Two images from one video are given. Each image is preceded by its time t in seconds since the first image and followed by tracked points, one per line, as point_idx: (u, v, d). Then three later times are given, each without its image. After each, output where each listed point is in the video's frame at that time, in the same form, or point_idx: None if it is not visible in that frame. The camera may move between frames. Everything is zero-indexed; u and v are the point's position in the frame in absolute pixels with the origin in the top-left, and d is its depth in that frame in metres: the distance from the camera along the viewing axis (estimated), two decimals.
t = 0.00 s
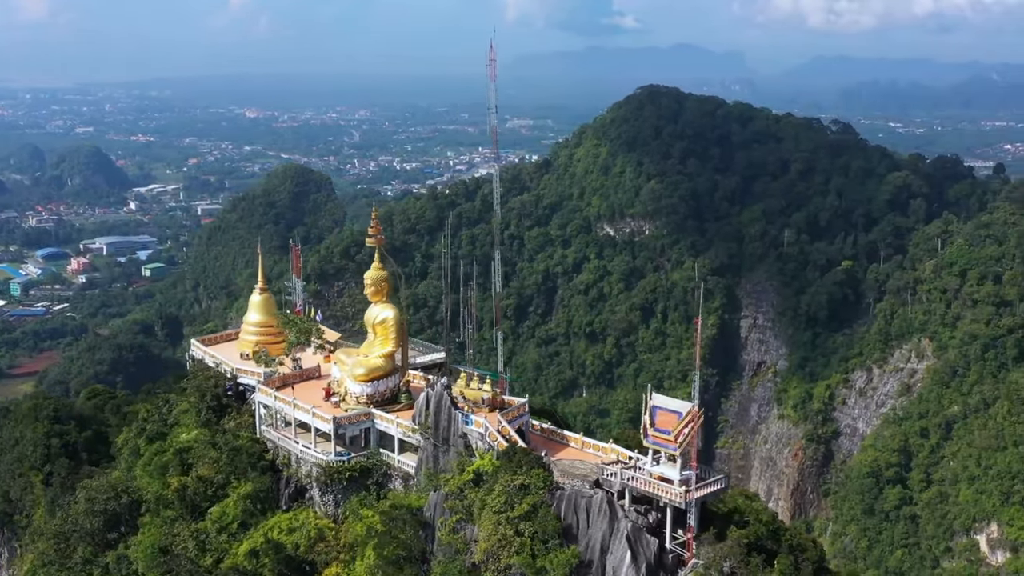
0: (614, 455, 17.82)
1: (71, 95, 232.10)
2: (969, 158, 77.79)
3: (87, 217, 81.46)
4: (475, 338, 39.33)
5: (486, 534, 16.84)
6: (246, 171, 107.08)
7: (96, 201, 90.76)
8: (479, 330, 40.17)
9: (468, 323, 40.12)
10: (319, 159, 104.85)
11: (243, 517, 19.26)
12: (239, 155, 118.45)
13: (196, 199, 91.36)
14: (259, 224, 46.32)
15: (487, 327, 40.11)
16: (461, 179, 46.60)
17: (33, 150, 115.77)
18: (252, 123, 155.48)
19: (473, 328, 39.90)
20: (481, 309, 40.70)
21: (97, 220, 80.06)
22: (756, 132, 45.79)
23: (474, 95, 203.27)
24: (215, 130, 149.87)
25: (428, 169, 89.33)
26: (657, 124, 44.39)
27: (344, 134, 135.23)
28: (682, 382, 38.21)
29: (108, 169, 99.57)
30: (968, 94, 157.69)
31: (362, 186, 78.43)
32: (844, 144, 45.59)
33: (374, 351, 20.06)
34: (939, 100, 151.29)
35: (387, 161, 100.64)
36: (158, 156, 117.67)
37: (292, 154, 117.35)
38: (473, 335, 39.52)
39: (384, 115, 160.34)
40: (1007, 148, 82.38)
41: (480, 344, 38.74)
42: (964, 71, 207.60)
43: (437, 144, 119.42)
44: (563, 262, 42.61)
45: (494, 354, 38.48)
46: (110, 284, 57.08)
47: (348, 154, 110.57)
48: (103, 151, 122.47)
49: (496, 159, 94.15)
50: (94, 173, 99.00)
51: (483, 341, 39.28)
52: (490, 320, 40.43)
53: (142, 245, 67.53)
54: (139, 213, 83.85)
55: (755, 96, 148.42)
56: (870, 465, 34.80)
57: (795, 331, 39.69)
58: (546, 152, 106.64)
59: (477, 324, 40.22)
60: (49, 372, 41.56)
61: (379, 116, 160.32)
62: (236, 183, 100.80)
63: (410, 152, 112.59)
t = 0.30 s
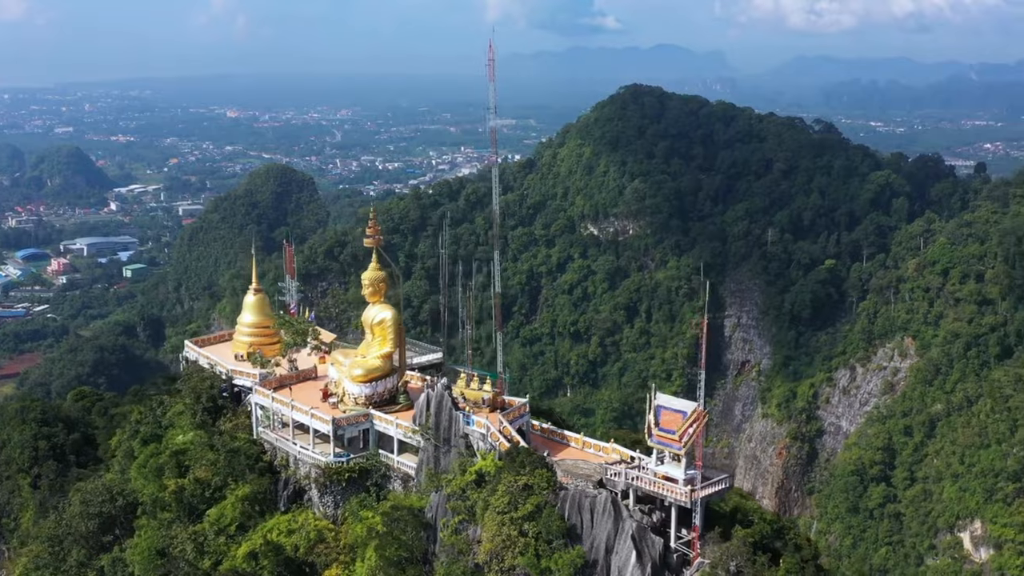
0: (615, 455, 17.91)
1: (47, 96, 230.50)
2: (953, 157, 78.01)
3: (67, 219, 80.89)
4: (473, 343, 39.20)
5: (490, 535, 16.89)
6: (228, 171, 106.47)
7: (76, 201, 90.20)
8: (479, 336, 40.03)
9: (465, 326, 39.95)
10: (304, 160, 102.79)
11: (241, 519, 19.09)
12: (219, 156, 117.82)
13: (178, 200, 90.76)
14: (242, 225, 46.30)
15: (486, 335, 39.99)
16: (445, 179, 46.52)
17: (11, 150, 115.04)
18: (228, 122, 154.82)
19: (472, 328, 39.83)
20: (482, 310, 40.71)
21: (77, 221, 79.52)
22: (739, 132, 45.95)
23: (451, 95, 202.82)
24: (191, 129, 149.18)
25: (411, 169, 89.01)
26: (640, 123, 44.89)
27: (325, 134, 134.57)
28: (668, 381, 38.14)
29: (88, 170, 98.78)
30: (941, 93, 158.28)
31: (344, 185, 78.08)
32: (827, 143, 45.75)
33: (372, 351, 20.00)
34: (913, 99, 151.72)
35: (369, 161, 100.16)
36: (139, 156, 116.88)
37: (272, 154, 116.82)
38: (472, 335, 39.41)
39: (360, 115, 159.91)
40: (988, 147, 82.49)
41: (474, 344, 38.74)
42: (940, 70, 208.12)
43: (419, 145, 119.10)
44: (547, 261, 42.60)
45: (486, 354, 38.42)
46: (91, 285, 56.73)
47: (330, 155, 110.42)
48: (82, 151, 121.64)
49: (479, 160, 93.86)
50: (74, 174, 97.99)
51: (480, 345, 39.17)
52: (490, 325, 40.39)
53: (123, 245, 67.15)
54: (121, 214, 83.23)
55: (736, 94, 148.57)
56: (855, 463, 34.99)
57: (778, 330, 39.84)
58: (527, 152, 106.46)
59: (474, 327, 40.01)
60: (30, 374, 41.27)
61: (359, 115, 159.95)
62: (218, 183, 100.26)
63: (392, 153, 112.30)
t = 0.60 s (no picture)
0: (617, 455, 17.92)
1: (23, 97, 228.97)
2: (937, 156, 78.22)
3: (47, 220, 80.36)
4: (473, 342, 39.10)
5: (493, 536, 16.89)
6: (209, 171, 105.86)
7: (56, 201, 89.65)
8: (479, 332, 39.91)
9: (464, 325, 39.84)
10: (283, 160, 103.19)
11: (239, 521, 18.98)
12: (199, 156, 117.22)
13: (158, 200, 90.17)
14: (223, 226, 46.24)
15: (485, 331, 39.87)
16: (429, 178, 46.45)
17: None
18: (203, 122, 154.20)
19: (471, 326, 39.75)
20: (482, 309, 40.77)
21: (57, 222, 78.99)
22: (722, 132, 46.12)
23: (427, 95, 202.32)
24: (167, 128, 148.50)
25: (393, 169, 88.77)
26: (624, 123, 45.16)
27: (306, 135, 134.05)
28: (652, 380, 38.31)
29: (68, 171, 98.03)
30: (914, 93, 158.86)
31: (326, 185, 77.77)
32: (810, 142, 45.89)
33: (369, 352, 19.93)
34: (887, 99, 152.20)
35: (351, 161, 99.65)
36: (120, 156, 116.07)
37: (252, 154, 116.22)
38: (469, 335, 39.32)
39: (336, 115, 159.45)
40: (971, 147, 82.74)
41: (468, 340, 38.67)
42: (917, 71, 208.42)
43: (401, 145, 118.84)
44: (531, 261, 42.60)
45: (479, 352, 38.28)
46: (71, 286, 56.38)
47: (313, 155, 109.33)
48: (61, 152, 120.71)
49: (461, 160, 93.62)
50: (53, 174, 97.14)
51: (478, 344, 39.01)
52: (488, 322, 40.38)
53: (104, 246, 66.78)
54: (101, 215, 82.66)
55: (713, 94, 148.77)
56: (839, 462, 35.17)
57: (761, 329, 40.17)
58: (508, 152, 106.26)
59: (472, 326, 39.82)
60: (10, 376, 40.97)
61: (335, 115, 159.75)
62: (198, 183, 99.67)
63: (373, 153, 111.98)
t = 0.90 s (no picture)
0: (618, 455, 17.95)
1: None
2: (919, 155, 78.51)
3: (26, 220, 79.78)
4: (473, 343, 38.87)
5: (497, 536, 16.88)
6: (189, 171, 105.32)
7: (35, 202, 88.96)
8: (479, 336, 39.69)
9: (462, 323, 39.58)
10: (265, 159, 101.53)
11: (238, 523, 18.84)
12: (179, 156, 116.26)
13: (139, 201, 89.70)
14: (205, 226, 46.10)
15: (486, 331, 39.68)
16: (412, 179, 46.35)
17: None
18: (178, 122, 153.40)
19: (471, 325, 39.52)
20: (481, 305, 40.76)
21: (36, 223, 78.37)
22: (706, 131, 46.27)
23: (403, 95, 201.93)
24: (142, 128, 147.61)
25: (374, 169, 88.38)
26: (607, 123, 45.19)
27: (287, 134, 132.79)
28: (637, 379, 38.37)
29: (47, 172, 97.34)
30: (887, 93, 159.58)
31: (308, 185, 77.44)
32: (793, 141, 46.02)
33: (368, 353, 19.86)
34: (861, 99, 152.85)
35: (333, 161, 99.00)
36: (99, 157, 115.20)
37: (234, 154, 115.38)
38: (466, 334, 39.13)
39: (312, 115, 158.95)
40: (952, 147, 83.24)
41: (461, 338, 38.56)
42: (891, 71, 209.26)
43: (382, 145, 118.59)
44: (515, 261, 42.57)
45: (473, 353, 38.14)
46: (52, 287, 55.99)
47: (291, 155, 109.26)
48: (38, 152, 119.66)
49: (442, 160, 93.42)
50: (32, 174, 96.27)
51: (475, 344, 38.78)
52: (486, 323, 40.33)
53: (84, 247, 66.40)
54: (81, 216, 82.20)
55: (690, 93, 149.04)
56: (823, 460, 35.29)
57: (746, 329, 40.42)
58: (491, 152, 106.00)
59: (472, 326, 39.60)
60: None
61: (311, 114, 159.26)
62: (179, 183, 99.02)
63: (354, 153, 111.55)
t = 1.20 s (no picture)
0: (620, 455, 17.91)
1: None
2: (900, 155, 78.87)
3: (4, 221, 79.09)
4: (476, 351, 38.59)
5: (500, 537, 16.84)
6: (169, 171, 104.56)
7: (12, 202, 88.10)
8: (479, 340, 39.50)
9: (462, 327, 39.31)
10: (245, 159, 100.62)
11: (236, 526, 18.72)
12: (159, 156, 115.17)
13: (119, 202, 89.03)
14: (186, 227, 46.04)
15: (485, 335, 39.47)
16: (395, 178, 46.20)
17: None
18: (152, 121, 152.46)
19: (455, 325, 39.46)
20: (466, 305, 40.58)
21: (15, 223, 77.63)
22: (689, 130, 46.39)
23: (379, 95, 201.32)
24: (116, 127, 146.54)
25: (356, 169, 87.73)
26: (590, 122, 45.19)
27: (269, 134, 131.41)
28: (621, 379, 38.48)
29: (26, 172, 96.35)
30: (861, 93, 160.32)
31: (290, 185, 76.96)
32: (776, 141, 46.15)
33: (365, 353, 19.77)
34: (836, 99, 153.52)
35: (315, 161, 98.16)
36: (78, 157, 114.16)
37: (215, 155, 114.42)
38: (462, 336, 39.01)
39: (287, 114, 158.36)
40: (934, 146, 83.76)
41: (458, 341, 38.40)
42: (867, 71, 210.05)
43: (363, 145, 118.19)
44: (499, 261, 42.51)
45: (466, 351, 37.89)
46: (31, 288, 55.58)
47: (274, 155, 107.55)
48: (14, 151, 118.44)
49: (424, 160, 93.09)
50: (11, 175, 95.15)
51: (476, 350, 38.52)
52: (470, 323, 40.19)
53: (63, 248, 66.06)
54: (60, 217, 81.61)
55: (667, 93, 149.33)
56: (807, 459, 35.44)
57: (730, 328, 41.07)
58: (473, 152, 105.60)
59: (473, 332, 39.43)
60: None
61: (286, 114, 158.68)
62: (159, 183, 98.25)
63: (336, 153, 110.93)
